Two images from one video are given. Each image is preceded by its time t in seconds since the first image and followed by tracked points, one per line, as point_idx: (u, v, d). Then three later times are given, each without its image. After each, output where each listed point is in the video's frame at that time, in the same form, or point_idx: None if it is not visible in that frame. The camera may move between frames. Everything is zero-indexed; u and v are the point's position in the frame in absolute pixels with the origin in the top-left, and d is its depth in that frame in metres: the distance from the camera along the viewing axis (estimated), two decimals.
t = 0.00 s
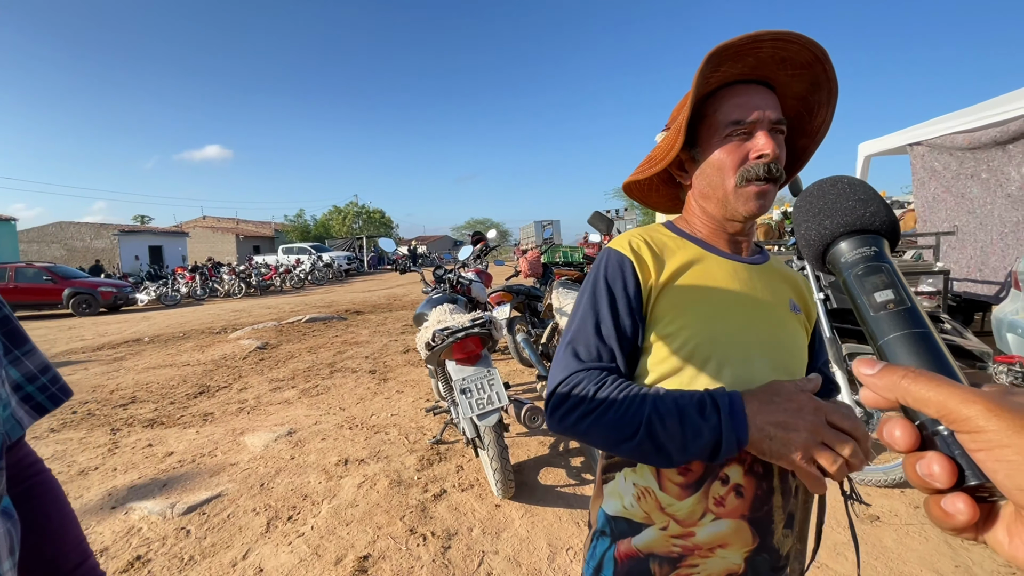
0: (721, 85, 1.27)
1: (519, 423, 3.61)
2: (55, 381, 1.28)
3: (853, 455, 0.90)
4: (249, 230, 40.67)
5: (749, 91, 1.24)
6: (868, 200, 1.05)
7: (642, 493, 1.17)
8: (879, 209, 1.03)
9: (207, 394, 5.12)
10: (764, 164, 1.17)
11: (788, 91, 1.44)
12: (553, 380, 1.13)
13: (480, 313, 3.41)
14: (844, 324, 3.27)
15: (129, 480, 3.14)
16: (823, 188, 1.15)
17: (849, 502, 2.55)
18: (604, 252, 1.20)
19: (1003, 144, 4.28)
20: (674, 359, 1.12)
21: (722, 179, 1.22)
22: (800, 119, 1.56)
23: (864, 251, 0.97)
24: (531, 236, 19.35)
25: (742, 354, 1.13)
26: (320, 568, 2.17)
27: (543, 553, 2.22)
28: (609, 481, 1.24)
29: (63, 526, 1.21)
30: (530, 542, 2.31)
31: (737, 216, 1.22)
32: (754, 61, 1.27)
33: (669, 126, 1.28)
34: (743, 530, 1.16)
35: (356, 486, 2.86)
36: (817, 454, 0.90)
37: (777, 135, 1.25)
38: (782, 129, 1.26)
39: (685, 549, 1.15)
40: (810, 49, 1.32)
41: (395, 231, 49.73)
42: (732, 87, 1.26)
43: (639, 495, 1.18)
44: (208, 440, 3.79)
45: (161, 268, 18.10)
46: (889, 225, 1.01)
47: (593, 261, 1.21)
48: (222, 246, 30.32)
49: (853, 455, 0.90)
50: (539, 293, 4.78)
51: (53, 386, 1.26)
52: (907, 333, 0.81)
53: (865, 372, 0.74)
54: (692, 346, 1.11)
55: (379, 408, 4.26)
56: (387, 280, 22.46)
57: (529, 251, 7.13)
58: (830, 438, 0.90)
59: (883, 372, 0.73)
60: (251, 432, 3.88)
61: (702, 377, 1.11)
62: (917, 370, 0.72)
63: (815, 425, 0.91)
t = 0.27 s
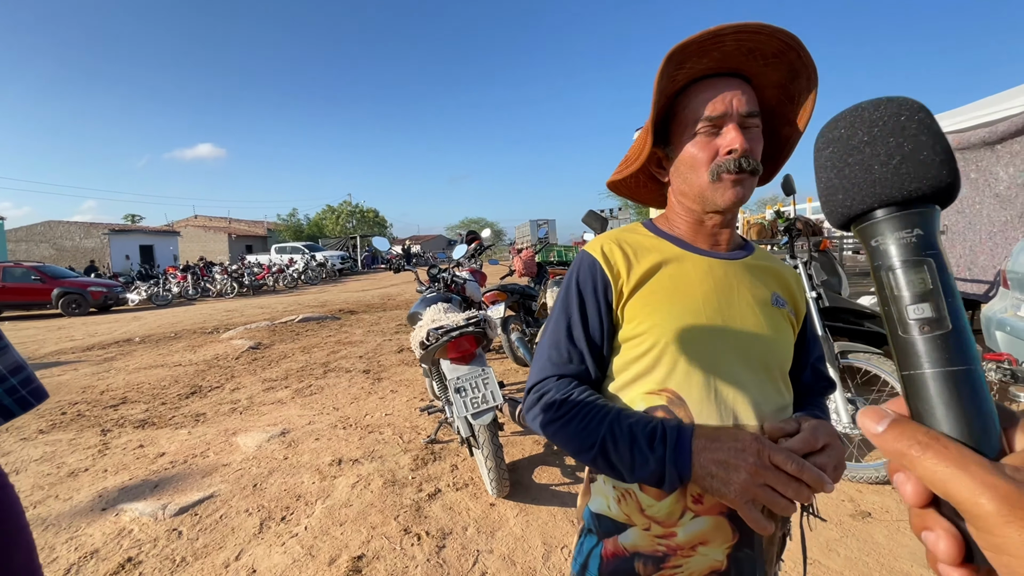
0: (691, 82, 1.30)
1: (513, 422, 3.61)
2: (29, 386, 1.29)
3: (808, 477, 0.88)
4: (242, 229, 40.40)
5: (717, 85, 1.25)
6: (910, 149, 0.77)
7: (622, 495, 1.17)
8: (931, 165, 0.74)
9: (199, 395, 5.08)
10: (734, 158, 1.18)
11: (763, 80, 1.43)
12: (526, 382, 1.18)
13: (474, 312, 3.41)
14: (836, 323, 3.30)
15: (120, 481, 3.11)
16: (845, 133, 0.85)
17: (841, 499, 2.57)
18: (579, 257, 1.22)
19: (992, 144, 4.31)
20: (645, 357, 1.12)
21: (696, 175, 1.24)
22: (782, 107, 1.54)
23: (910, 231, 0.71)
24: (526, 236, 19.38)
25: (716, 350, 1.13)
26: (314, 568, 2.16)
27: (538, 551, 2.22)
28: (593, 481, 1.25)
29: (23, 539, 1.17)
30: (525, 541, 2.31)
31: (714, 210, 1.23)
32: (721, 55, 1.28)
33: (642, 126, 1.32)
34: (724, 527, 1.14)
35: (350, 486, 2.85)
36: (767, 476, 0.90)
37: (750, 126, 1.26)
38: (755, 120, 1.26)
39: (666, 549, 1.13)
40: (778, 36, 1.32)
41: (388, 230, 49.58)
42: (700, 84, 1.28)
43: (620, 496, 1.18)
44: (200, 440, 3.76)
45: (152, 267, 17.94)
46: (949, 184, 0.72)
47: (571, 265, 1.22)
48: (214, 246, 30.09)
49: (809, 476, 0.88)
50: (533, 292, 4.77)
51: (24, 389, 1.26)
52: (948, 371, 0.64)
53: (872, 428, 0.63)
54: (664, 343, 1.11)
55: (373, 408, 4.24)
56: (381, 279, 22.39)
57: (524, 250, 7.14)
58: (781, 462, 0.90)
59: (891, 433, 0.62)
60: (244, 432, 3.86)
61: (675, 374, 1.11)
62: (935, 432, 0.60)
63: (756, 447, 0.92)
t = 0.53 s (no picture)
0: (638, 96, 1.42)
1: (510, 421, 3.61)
2: (31, 373, 1.28)
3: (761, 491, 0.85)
4: (237, 228, 40.22)
5: (652, 95, 1.31)
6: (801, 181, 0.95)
7: (601, 491, 1.17)
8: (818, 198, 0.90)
9: (194, 395, 5.06)
10: (663, 164, 1.22)
11: (717, 75, 1.37)
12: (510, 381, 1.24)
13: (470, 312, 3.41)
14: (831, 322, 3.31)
15: (115, 482, 3.10)
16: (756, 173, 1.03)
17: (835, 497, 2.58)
18: (561, 258, 1.26)
19: (985, 144, 4.33)
20: (622, 354, 1.12)
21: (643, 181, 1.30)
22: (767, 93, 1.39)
23: (807, 243, 0.85)
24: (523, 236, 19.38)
25: (692, 347, 1.10)
26: (310, 568, 2.15)
27: (535, 550, 2.23)
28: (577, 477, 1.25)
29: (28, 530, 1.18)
30: (522, 539, 2.31)
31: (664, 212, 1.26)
32: (650, 67, 1.36)
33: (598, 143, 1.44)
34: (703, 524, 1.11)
35: (347, 486, 2.85)
36: (721, 485, 0.88)
37: (692, 125, 1.25)
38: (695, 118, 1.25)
39: (644, 546, 1.12)
40: (711, 36, 1.30)
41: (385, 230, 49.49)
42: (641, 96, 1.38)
43: (599, 492, 1.18)
44: (196, 440, 3.75)
45: (147, 267, 17.84)
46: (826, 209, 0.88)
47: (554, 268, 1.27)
48: (209, 245, 29.96)
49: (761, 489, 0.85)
50: (530, 292, 4.77)
51: (26, 379, 1.25)
52: (852, 331, 0.71)
53: (812, 381, 0.66)
54: (636, 339, 1.11)
55: (369, 408, 4.23)
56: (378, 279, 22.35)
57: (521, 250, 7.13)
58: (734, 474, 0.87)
59: (828, 381, 0.64)
60: (240, 432, 3.85)
61: (646, 368, 1.10)
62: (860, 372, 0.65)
63: (711, 457, 0.89)
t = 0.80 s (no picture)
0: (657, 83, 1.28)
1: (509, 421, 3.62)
2: (33, 372, 1.28)
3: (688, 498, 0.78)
4: (235, 228, 40.14)
5: (683, 88, 1.23)
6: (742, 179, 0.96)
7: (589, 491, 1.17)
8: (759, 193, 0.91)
9: (193, 396, 5.06)
10: (700, 165, 1.17)
11: (728, 80, 1.37)
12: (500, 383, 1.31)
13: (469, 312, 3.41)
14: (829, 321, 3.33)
15: (114, 483, 3.09)
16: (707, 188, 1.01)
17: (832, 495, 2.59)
18: (547, 265, 1.29)
19: (981, 144, 4.35)
20: (605, 357, 1.14)
21: (662, 179, 1.23)
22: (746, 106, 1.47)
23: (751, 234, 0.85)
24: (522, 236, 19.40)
25: (675, 348, 1.11)
26: (310, 568, 2.16)
27: (533, 549, 2.23)
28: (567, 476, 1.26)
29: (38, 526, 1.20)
30: (521, 538, 2.32)
31: (679, 216, 1.23)
32: (687, 58, 1.24)
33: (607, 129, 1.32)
34: (690, 525, 1.09)
35: (346, 486, 2.85)
36: (648, 496, 0.85)
37: (717, 131, 1.23)
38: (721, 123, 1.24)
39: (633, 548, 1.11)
40: (743, 39, 1.26)
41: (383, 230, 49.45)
42: (665, 86, 1.26)
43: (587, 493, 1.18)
44: (194, 441, 3.75)
45: (144, 267, 17.79)
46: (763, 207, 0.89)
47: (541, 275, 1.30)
48: (207, 246, 29.90)
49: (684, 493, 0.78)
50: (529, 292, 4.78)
51: (26, 377, 1.25)
52: (787, 304, 0.73)
53: (744, 345, 0.68)
54: (616, 343, 1.12)
55: (368, 408, 4.24)
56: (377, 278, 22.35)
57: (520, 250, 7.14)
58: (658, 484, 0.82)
59: (760, 342, 0.67)
60: (239, 433, 3.85)
61: (629, 371, 1.11)
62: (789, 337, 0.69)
63: (637, 470, 0.86)
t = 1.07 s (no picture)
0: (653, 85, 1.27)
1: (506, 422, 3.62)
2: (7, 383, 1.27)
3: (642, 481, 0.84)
4: (232, 228, 40.06)
5: (681, 92, 1.22)
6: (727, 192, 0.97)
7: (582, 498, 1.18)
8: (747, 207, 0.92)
9: (190, 397, 5.05)
10: (696, 171, 1.17)
11: (722, 83, 1.38)
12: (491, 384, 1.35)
13: (467, 313, 3.41)
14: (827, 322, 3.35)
15: (110, 485, 3.08)
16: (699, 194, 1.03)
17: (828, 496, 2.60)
18: (537, 271, 1.30)
19: (976, 145, 4.36)
20: (597, 363, 1.15)
21: (658, 186, 1.23)
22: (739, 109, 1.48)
23: (736, 245, 0.85)
24: (520, 236, 19.40)
25: (665, 354, 1.11)
26: (307, 570, 2.15)
27: (530, 550, 2.24)
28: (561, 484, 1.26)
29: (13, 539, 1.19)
30: (518, 540, 2.32)
31: (673, 221, 1.23)
32: (684, 61, 1.24)
33: (601, 131, 1.30)
34: (685, 532, 1.07)
35: (344, 487, 2.85)
36: (609, 487, 0.89)
37: (712, 136, 1.24)
38: (716, 128, 1.24)
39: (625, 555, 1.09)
40: (740, 43, 1.27)
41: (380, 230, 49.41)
42: (661, 89, 1.25)
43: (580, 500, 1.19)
44: (191, 442, 3.74)
45: (141, 267, 17.76)
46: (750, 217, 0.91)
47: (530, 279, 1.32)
48: (204, 246, 29.79)
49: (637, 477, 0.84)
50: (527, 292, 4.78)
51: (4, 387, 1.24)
52: (771, 312, 0.73)
53: (730, 351, 0.68)
54: (607, 350, 1.13)
55: (366, 409, 4.23)
56: (375, 278, 22.33)
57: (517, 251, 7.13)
58: (616, 472, 0.87)
59: (747, 348, 0.66)
60: (236, 434, 3.84)
61: (619, 376, 1.12)
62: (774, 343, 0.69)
63: (596, 460, 0.91)
